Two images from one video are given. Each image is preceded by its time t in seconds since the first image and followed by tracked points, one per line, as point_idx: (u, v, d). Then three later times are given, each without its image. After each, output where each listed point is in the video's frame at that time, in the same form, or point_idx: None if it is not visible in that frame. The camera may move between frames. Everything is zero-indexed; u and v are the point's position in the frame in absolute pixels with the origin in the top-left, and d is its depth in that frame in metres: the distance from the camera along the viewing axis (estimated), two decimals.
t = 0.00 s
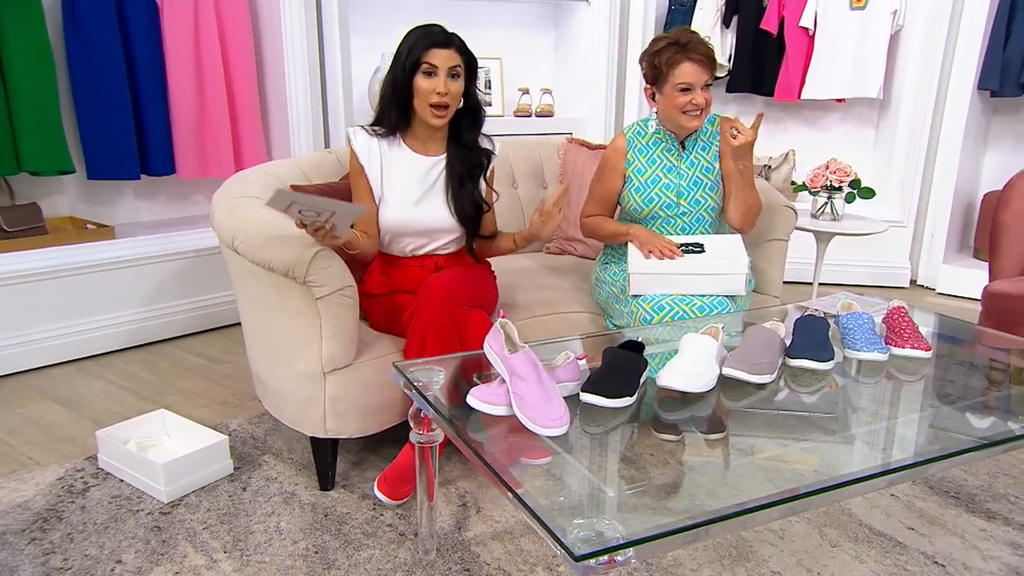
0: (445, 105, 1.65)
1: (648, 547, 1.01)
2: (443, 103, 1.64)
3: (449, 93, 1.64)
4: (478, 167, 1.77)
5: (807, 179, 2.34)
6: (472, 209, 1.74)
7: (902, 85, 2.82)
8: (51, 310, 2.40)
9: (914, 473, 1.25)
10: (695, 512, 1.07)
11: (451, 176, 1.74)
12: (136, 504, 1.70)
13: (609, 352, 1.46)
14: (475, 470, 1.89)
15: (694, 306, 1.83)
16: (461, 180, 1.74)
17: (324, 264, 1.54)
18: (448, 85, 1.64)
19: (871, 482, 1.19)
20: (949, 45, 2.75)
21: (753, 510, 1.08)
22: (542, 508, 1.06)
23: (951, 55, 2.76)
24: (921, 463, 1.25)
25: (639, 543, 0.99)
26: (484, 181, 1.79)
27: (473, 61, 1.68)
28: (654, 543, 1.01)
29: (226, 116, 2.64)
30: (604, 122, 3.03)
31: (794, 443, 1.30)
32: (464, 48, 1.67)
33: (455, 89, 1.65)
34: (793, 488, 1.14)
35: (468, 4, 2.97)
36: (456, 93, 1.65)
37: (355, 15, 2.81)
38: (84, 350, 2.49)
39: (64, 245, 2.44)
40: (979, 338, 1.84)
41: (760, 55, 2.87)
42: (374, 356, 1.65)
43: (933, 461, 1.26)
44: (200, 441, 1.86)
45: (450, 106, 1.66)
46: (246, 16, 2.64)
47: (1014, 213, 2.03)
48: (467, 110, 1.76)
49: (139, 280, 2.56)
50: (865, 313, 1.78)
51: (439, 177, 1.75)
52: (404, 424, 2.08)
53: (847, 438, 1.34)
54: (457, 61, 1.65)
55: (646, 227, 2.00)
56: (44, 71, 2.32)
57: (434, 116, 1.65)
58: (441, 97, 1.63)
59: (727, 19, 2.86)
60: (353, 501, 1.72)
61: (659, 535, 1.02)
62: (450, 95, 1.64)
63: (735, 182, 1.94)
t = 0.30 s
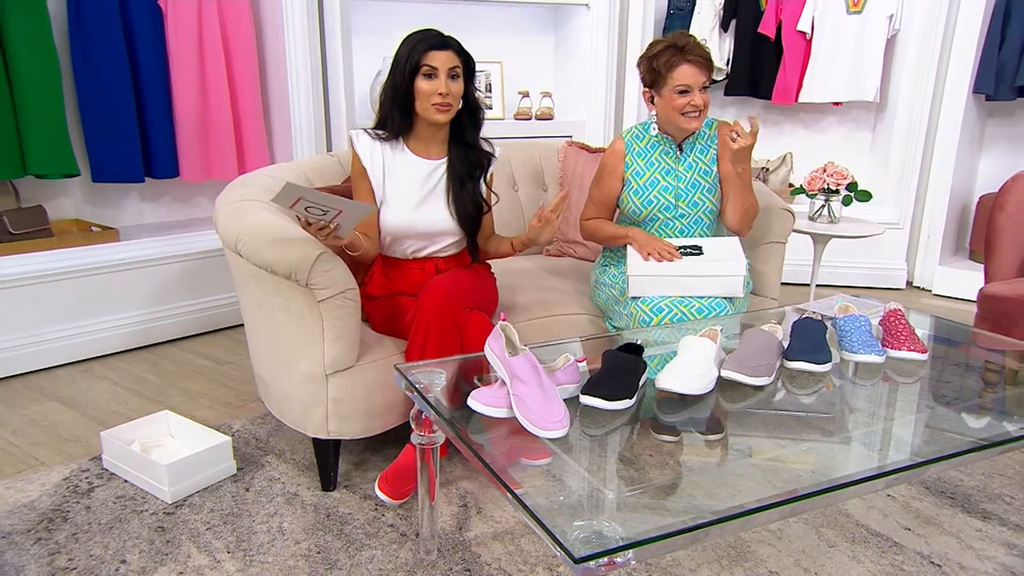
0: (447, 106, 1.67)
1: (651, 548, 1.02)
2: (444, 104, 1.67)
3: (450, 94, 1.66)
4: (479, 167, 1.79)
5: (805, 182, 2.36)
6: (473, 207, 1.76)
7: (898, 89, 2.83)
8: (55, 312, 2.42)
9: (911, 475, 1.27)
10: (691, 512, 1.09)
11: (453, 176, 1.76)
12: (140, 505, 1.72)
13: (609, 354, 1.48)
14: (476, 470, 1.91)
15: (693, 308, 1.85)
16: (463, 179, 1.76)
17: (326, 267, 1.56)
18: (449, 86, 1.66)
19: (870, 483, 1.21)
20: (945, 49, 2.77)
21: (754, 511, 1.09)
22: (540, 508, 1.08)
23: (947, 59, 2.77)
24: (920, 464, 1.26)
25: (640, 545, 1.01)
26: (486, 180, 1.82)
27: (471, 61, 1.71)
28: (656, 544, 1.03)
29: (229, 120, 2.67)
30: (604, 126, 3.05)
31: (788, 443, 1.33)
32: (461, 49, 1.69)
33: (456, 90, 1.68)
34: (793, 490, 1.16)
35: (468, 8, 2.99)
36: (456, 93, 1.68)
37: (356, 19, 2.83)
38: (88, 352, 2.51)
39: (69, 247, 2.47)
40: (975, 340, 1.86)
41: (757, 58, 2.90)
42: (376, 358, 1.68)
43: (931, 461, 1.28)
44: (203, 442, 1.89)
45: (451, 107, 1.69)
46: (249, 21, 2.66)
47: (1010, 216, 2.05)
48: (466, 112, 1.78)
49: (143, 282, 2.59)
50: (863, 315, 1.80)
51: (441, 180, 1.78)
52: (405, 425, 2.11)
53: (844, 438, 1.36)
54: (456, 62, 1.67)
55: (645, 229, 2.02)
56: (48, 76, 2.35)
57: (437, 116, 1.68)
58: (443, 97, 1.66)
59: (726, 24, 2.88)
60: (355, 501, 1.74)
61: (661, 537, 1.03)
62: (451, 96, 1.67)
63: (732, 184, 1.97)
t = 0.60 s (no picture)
0: (450, 117, 1.71)
1: (649, 547, 1.04)
2: (447, 114, 1.70)
3: (454, 105, 1.69)
4: (481, 172, 1.83)
5: (802, 184, 2.38)
6: (474, 210, 1.79)
7: (895, 91, 2.86)
8: (62, 312, 2.46)
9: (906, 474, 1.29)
10: (688, 510, 1.12)
11: (455, 181, 1.79)
12: (146, 502, 1.76)
13: (609, 355, 1.50)
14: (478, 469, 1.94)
15: (692, 308, 1.88)
16: (463, 186, 1.80)
17: (330, 269, 1.58)
18: (453, 97, 1.69)
19: (866, 482, 1.23)
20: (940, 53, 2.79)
21: (752, 509, 1.11)
22: (540, 505, 1.11)
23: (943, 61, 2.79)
24: (915, 463, 1.29)
25: (639, 542, 1.03)
26: (487, 186, 1.85)
27: (476, 71, 1.73)
28: (654, 543, 1.05)
29: (234, 123, 2.71)
30: (603, 128, 3.08)
31: (784, 442, 1.35)
32: (466, 59, 1.72)
33: (460, 100, 1.71)
34: (790, 489, 1.18)
35: (469, 11, 3.02)
36: (460, 103, 1.71)
37: (359, 23, 2.86)
38: (94, 352, 2.55)
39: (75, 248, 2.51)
40: (970, 340, 1.89)
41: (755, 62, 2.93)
42: (379, 358, 1.71)
43: (926, 461, 1.30)
44: (208, 441, 1.92)
45: (455, 116, 1.72)
46: (253, 25, 2.70)
47: (1005, 217, 2.07)
48: (469, 118, 1.82)
49: (148, 283, 2.63)
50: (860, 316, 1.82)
51: (443, 184, 1.81)
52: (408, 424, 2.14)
53: (841, 437, 1.38)
54: (461, 73, 1.70)
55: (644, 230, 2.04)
56: (55, 79, 2.39)
57: (440, 126, 1.71)
58: (447, 108, 1.69)
59: (723, 27, 2.91)
60: (358, 499, 1.78)
61: (660, 535, 1.06)
62: (455, 107, 1.70)
63: (731, 185, 2.00)
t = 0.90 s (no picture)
0: (455, 122, 1.73)
1: (649, 545, 1.06)
2: (452, 120, 1.73)
3: (458, 111, 1.72)
4: (482, 177, 1.86)
5: (799, 185, 2.41)
6: (474, 214, 1.82)
7: (890, 93, 2.89)
8: (68, 312, 2.49)
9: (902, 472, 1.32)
10: (687, 507, 1.15)
11: (456, 186, 1.82)
12: (152, 500, 1.79)
13: (610, 354, 1.53)
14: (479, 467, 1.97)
15: (690, 308, 1.91)
16: (465, 192, 1.82)
17: (332, 269, 1.62)
18: (457, 103, 1.72)
19: (863, 480, 1.26)
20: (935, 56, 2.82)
21: (751, 507, 1.14)
22: (540, 502, 1.14)
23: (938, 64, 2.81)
24: (910, 461, 1.31)
25: (640, 540, 1.05)
26: (488, 190, 1.88)
27: (479, 77, 1.76)
28: (654, 540, 1.07)
29: (238, 125, 2.74)
30: (603, 130, 3.11)
31: (781, 441, 1.38)
32: (470, 65, 1.74)
33: (464, 106, 1.73)
34: (787, 487, 1.21)
35: (471, 14, 3.05)
36: (464, 109, 1.73)
37: (362, 27, 2.89)
38: (99, 352, 2.58)
39: (81, 249, 2.54)
40: (964, 340, 1.91)
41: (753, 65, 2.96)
42: (381, 357, 1.74)
43: (921, 459, 1.32)
44: (213, 439, 1.96)
45: (459, 122, 1.74)
46: (256, 28, 2.73)
47: (998, 218, 2.09)
48: (472, 123, 1.85)
49: (153, 283, 2.66)
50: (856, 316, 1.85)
51: (444, 189, 1.84)
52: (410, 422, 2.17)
53: (838, 435, 1.41)
54: (465, 79, 1.73)
55: (644, 230, 2.07)
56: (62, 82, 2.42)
57: (444, 132, 1.74)
58: (451, 114, 1.71)
59: (721, 30, 2.94)
60: (361, 497, 1.81)
61: (661, 532, 1.08)
62: (459, 113, 1.72)
63: (731, 188, 2.03)
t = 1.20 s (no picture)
0: (471, 125, 1.75)
1: (646, 542, 1.09)
2: (469, 124, 1.75)
3: (474, 114, 1.74)
4: (488, 180, 1.90)
5: (795, 188, 2.44)
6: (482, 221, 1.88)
7: (885, 96, 2.92)
8: (74, 313, 2.53)
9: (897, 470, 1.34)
10: (684, 505, 1.17)
11: (464, 192, 1.85)
12: (156, 498, 1.82)
13: (607, 355, 1.56)
14: (479, 466, 2.01)
15: (687, 308, 1.94)
16: (473, 197, 1.86)
17: (334, 271, 1.64)
18: (472, 105, 1.74)
19: (857, 478, 1.28)
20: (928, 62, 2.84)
21: (747, 505, 1.16)
22: (538, 500, 1.17)
23: (931, 67, 2.83)
24: (904, 460, 1.34)
25: (638, 537, 1.08)
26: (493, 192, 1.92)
27: (482, 81, 1.79)
28: (652, 538, 1.09)
29: (241, 129, 2.78)
30: (601, 132, 3.15)
31: (778, 440, 1.41)
32: (474, 69, 1.78)
33: (477, 109, 1.76)
34: (784, 485, 1.23)
35: (471, 18, 3.08)
36: (478, 111, 1.76)
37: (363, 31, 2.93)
38: (104, 352, 2.62)
39: (88, 250, 2.59)
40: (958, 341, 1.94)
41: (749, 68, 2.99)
42: (382, 357, 1.77)
43: (916, 457, 1.35)
44: (216, 438, 1.99)
45: (473, 125, 1.77)
46: (258, 32, 2.76)
47: (990, 221, 2.12)
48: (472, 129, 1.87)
49: (157, 284, 2.70)
50: (852, 316, 1.88)
51: (452, 195, 1.86)
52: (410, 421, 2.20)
53: (834, 435, 1.44)
54: (474, 82, 1.75)
55: (642, 231, 2.10)
56: (68, 85, 2.46)
57: (464, 137, 1.75)
58: (469, 117, 1.73)
59: (718, 35, 2.97)
60: (363, 495, 1.84)
61: (659, 530, 1.10)
62: (475, 115, 1.75)
63: (729, 191, 2.05)
